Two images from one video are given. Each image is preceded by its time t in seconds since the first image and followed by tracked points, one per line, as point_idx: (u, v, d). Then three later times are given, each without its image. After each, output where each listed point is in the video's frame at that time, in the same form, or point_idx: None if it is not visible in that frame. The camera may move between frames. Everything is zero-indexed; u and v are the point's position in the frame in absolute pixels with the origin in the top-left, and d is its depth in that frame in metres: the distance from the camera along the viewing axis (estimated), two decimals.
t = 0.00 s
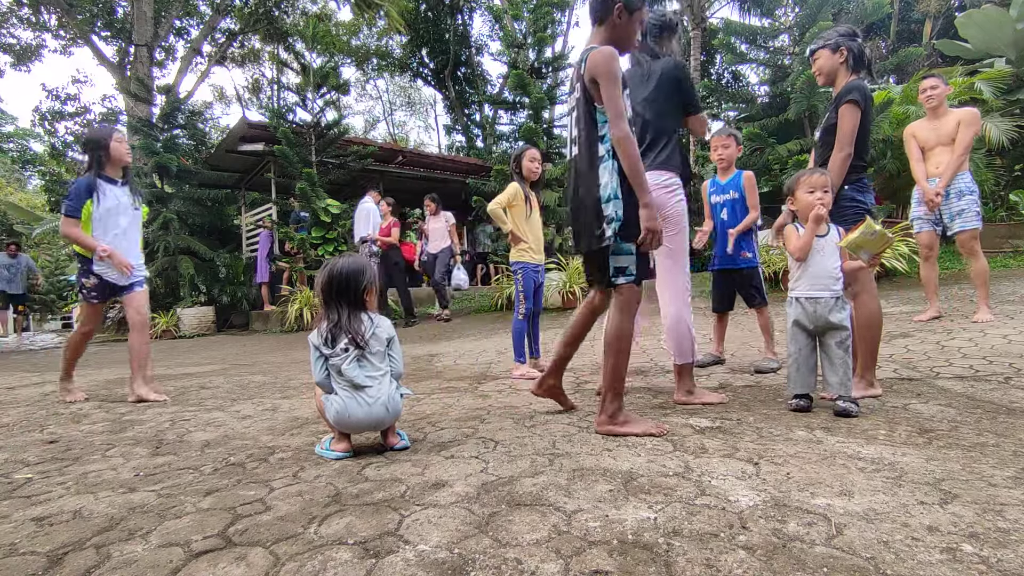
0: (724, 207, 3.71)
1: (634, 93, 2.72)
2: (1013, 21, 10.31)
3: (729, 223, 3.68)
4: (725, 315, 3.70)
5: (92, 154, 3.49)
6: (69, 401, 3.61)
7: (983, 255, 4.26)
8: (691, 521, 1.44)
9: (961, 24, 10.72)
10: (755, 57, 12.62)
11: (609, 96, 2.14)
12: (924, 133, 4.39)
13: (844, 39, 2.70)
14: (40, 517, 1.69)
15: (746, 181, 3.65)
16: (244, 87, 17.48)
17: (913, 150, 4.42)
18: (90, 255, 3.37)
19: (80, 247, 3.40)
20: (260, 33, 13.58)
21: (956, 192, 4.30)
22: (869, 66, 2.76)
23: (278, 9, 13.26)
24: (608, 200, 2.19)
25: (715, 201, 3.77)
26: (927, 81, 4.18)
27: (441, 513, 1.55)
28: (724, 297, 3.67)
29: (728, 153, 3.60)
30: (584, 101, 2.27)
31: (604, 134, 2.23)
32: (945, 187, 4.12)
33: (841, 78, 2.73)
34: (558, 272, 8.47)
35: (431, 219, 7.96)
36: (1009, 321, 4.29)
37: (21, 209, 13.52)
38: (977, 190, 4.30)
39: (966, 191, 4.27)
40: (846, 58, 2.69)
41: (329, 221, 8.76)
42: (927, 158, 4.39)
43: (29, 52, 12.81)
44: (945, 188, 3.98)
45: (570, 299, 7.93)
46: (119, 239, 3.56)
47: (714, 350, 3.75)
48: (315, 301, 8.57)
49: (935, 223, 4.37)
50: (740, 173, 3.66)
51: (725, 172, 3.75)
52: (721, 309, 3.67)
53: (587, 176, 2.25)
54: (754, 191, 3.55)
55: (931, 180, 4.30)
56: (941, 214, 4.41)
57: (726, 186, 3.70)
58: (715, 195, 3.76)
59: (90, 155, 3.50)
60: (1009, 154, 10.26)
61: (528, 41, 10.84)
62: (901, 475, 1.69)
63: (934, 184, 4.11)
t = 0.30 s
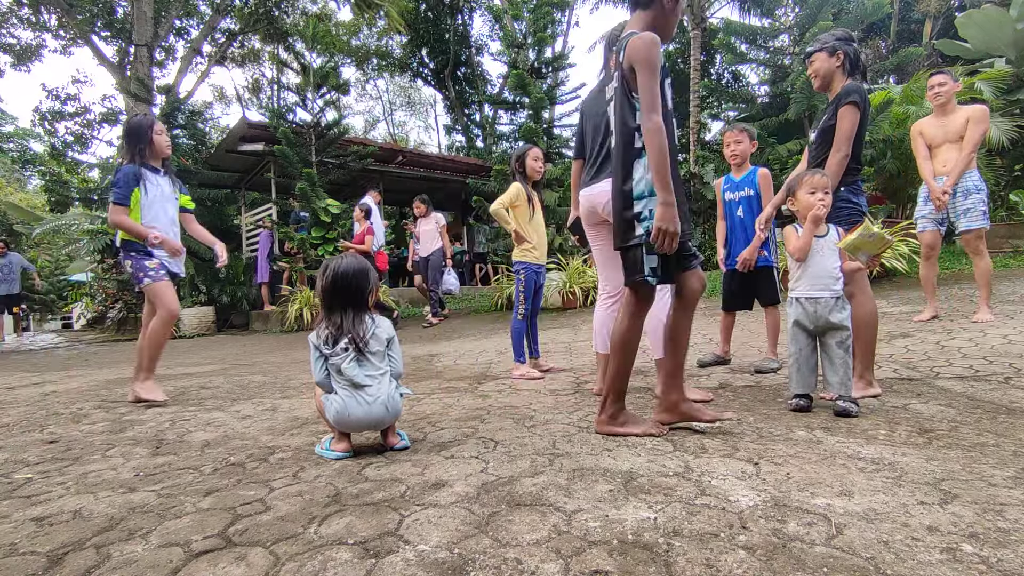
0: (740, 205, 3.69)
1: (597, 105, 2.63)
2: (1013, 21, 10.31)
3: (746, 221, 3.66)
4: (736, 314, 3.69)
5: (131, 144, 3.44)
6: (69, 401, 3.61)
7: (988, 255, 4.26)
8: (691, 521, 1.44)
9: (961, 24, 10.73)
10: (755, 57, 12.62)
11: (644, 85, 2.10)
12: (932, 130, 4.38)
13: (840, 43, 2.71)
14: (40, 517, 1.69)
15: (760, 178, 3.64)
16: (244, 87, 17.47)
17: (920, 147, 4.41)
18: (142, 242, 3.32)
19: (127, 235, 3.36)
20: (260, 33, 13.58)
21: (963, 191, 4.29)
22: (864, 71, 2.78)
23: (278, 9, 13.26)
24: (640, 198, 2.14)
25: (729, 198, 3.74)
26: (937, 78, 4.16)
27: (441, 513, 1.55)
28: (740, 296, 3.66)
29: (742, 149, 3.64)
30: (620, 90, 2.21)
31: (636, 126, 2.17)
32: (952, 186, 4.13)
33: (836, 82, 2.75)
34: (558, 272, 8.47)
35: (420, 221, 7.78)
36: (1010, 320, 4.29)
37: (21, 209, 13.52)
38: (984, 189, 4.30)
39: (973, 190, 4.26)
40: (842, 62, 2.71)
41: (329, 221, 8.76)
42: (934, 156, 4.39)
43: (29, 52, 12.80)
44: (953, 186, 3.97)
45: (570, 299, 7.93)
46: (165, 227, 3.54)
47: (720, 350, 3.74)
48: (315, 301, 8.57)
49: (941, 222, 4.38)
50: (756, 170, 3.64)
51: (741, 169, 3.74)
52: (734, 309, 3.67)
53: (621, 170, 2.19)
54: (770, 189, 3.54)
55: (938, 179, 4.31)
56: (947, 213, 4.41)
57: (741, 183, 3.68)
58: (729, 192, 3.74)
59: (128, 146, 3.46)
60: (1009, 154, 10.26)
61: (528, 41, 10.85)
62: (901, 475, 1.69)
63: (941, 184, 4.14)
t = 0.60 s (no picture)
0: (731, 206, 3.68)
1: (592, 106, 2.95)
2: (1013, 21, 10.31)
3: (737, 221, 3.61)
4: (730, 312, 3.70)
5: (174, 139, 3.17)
6: (69, 401, 3.61)
7: (987, 255, 4.27)
8: (692, 521, 1.44)
9: (961, 24, 10.72)
10: (755, 57, 12.61)
11: (699, 81, 1.97)
12: (931, 130, 4.37)
13: (834, 42, 2.72)
14: (40, 517, 1.69)
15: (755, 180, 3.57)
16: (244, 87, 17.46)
17: (919, 147, 4.41)
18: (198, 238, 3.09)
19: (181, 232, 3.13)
20: (260, 33, 13.58)
21: (962, 191, 4.30)
22: (858, 68, 2.78)
23: (278, 9, 13.26)
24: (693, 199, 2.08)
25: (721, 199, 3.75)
26: (937, 78, 4.16)
27: (441, 513, 1.55)
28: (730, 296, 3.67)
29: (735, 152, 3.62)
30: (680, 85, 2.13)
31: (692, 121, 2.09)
32: (947, 187, 4.15)
33: (829, 81, 2.75)
34: (558, 272, 8.47)
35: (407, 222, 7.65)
36: (1010, 321, 4.29)
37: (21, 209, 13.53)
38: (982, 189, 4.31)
39: (972, 190, 4.26)
40: (836, 61, 2.70)
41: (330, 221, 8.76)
42: (933, 156, 4.39)
43: (30, 52, 12.80)
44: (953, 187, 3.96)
45: (570, 299, 7.93)
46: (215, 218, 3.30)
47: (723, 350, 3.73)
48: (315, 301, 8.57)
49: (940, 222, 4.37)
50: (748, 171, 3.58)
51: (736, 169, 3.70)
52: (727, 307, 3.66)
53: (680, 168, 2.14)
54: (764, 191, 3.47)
55: (935, 179, 4.32)
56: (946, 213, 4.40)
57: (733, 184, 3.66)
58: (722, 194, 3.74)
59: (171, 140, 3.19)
60: (1009, 154, 10.26)
61: (528, 41, 10.85)
62: (901, 475, 1.69)
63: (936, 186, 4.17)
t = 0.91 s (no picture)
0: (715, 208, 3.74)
1: (604, 103, 2.92)
2: (1013, 21, 10.29)
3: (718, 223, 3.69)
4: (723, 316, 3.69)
5: (222, 133, 3.18)
6: (69, 401, 3.61)
7: (986, 256, 4.26)
8: (692, 521, 1.44)
9: (961, 24, 10.72)
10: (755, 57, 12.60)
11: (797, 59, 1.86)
12: (930, 130, 4.37)
13: (833, 42, 2.74)
14: (40, 517, 1.69)
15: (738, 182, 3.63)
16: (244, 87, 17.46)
17: (918, 147, 4.41)
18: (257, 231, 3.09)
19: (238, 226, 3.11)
20: (260, 33, 13.57)
21: (960, 191, 4.30)
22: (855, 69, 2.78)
23: (278, 9, 13.26)
24: (808, 184, 1.91)
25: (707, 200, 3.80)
26: (937, 77, 4.17)
27: (441, 513, 1.55)
28: (718, 297, 3.68)
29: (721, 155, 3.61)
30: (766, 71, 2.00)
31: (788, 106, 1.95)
32: (945, 187, 4.14)
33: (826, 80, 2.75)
34: (558, 272, 8.47)
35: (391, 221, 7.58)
36: (1010, 321, 4.29)
37: (22, 209, 13.54)
38: (981, 190, 4.31)
39: (971, 190, 4.26)
40: (832, 62, 2.70)
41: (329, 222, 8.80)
42: (932, 156, 4.39)
43: (29, 52, 12.80)
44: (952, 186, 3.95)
45: (570, 299, 7.93)
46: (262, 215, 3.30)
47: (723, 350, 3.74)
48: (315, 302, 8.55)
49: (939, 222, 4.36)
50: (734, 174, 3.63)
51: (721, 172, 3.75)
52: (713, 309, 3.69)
53: (779, 156, 1.97)
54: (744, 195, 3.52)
55: (933, 180, 4.32)
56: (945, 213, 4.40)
57: (719, 186, 3.73)
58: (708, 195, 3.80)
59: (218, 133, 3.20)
60: (1009, 154, 10.25)
61: (528, 41, 10.86)
62: (901, 475, 1.69)
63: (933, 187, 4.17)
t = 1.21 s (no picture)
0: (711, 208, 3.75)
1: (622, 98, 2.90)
2: (1013, 21, 10.29)
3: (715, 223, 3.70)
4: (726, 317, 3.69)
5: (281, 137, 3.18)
6: (70, 401, 3.61)
7: (986, 256, 4.25)
8: (691, 521, 1.44)
9: (961, 24, 10.72)
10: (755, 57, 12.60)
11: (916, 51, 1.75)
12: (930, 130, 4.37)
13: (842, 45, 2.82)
14: (40, 517, 1.69)
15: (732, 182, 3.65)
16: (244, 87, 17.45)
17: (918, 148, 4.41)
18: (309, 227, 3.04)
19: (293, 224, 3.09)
20: (260, 33, 13.58)
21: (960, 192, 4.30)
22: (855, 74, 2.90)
23: (278, 9, 13.25)
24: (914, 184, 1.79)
25: (702, 202, 3.84)
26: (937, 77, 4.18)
27: (441, 513, 1.55)
28: (718, 296, 3.68)
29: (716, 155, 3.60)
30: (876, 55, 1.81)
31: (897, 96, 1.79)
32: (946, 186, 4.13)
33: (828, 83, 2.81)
34: (558, 272, 8.47)
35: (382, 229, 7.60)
36: (1010, 321, 4.29)
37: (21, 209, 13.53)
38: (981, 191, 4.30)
39: (971, 191, 4.26)
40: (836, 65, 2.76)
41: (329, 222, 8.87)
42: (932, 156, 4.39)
43: (29, 52, 12.79)
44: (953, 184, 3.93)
45: (570, 299, 7.92)
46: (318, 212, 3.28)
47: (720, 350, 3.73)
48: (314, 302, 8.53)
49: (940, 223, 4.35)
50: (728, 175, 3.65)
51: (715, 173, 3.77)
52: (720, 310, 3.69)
53: (889, 147, 1.78)
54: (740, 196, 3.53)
55: (934, 180, 4.31)
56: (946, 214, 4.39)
57: (713, 187, 3.74)
58: (703, 196, 3.83)
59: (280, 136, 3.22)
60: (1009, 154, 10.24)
61: (528, 41, 10.87)
62: (901, 475, 1.69)
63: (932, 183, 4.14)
